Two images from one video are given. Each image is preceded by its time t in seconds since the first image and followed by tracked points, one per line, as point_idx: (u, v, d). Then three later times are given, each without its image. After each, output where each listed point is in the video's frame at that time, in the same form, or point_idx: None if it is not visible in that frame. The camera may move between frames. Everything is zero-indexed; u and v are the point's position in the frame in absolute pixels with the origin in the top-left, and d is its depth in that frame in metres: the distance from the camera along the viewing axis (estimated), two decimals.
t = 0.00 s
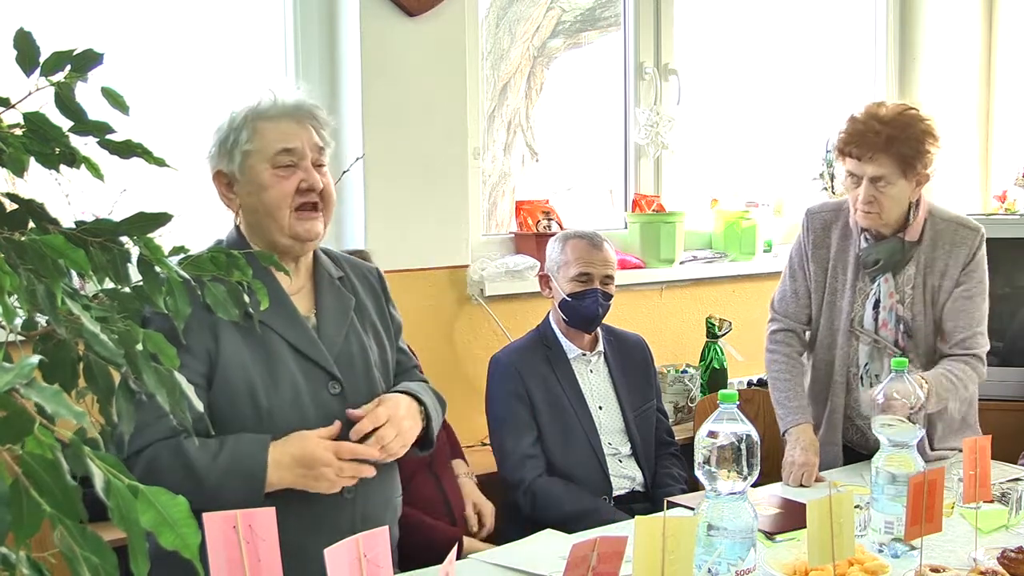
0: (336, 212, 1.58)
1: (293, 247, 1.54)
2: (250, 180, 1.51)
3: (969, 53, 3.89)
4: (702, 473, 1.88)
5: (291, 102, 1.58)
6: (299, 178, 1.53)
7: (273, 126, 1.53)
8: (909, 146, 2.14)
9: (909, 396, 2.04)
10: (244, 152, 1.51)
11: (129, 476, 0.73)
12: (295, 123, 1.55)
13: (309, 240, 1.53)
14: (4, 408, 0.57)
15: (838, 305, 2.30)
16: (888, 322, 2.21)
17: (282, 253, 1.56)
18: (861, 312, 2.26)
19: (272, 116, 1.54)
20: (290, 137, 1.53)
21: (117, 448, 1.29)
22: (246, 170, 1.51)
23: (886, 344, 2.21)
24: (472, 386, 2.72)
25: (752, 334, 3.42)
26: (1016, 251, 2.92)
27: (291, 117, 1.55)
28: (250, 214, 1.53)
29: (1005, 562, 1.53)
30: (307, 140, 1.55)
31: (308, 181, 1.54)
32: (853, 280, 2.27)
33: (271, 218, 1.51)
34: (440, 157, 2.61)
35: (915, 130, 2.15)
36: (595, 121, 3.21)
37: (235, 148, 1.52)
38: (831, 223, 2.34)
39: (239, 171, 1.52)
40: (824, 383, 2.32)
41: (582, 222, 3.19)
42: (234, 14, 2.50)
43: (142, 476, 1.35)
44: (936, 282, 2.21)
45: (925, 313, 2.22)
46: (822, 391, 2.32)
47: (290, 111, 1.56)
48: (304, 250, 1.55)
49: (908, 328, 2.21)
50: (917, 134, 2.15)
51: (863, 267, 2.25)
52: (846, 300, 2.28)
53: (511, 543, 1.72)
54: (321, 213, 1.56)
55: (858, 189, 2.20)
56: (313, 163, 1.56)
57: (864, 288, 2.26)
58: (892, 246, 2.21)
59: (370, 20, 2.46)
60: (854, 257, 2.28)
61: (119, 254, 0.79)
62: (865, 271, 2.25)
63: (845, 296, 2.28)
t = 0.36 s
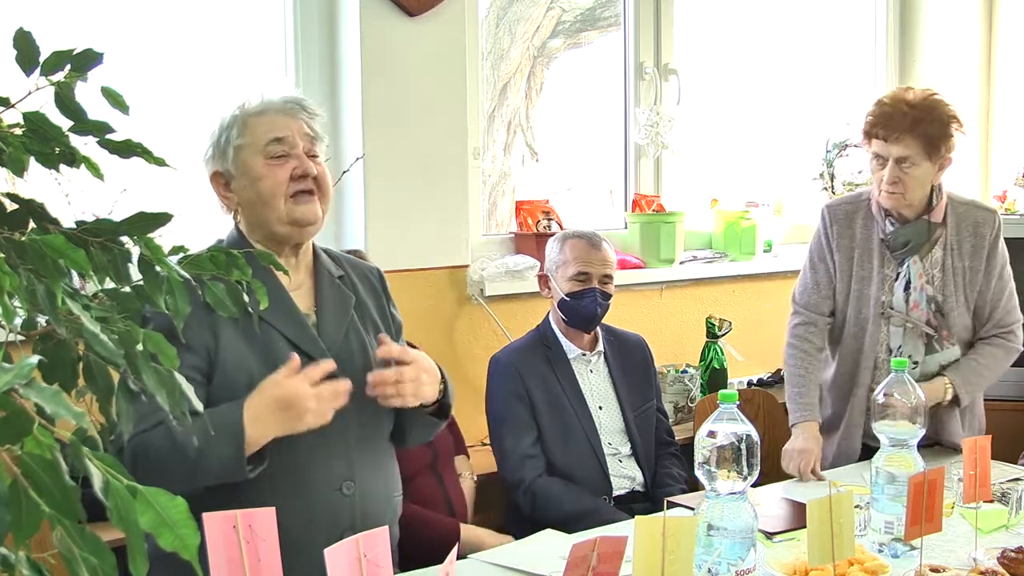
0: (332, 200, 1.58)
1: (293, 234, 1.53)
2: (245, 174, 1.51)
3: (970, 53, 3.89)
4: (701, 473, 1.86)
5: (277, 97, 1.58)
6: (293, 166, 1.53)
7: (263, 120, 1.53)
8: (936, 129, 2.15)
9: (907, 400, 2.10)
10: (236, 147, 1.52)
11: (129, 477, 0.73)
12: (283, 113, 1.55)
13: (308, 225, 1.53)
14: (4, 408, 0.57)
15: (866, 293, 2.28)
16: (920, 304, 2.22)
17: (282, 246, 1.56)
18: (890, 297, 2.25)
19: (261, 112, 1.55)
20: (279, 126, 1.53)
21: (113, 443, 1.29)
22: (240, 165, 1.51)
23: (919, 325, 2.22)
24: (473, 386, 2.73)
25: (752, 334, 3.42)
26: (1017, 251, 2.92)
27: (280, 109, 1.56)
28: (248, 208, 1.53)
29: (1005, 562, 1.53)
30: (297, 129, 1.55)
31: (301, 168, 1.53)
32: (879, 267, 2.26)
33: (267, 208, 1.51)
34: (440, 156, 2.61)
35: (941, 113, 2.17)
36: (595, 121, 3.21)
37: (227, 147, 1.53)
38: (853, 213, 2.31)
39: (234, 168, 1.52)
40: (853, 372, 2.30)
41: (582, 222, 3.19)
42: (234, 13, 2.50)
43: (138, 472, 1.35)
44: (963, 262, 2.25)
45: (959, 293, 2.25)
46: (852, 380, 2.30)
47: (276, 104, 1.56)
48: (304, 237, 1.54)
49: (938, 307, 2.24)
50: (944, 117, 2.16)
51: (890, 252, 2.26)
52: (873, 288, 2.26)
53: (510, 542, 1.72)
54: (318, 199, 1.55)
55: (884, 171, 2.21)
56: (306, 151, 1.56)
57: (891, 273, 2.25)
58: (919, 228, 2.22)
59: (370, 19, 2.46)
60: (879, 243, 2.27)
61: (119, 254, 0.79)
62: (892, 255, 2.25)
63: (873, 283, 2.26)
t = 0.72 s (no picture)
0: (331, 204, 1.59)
1: (291, 240, 1.54)
2: (245, 174, 1.51)
3: (970, 52, 3.88)
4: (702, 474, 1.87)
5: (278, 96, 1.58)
6: (294, 168, 1.53)
7: (264, 121, 1.53)
8: (954, 119, 2.21)
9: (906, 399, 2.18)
10: (236, 148, 1.51)
11: (129, 477, 0.73)
12: (284, 115, 1.55)
13: (307, 229, 1.54)
14: (4, 408, 0.57)
15: (883, 279, 2.32)
16: (938, 289, 2.28)
17: (280, 247, 1.56)
18: (908, 282, 2.30)
19: (261, 112, 1.55)
20: (280, 128, 1.53)
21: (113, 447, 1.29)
22: (239, 165, 1.51)
23: (938, 310, 2.27)
24: (473, 386, 2.73)
25: (752, 334, 3.42)
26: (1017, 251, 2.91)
27: (280, 109, 1.56)
28: (246, 209, 1.53)
29: (1004, 562, 1.53)
30: (297, 131, 1.55)
31: (302, 170, 1.54)
32: (896, 253, 2.30)
33: (267, 209, 1.51)
34: (440, 156, 2.61)
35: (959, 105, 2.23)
36: (595, 121, 3.21)
37: (227, 147, 1.53)
38: (871, 202, 2.36)
39: (233, 168, 1.52)
40: (869, 358, 2.35)
41: (582, 222, 3.19)
42: (235, 13, 2.50)
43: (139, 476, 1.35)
44: (979, 250, 2.32)
45: (976, 279, 2.31)
46: (867, 366, 2.35)
47: (276, 104, 1.56)
48: (302, 243, 1.55)
49: (955, 293, 2.29)
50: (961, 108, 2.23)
51: (906, 240, 2.29)
52: (890, 274, 2.31)
53: (510, 542, 1.72)
54: (317, 205, 1.57)
55: (902, 159, 2.27)
56: (306, 154, 1.56)
57: (908, 260, 2.30)
58: (937, 216, 2.27)
59: (371, 19, 2.46)
60: (895, 231, 2.31)
61: (120, 254, 0.79)
62: (909, 243, 2.29)
63: (889, 269, 2.31)
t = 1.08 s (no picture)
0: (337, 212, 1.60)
1: (299, 242, 1.55)
2: (251, 180, 1.51)
3: (970, 52, 3.88)
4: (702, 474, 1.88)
5: (284, 98, 1.57)
6: (302, 178, 1.53)
7: (272, 127, 1.53)
8: (959, 116, 2.24)
9: (903, 401, 2.18)
10: (244, 153, 1.51)
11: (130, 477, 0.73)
12: (290, 120, 1.55)
13: (315, 233, 1.55)
14: (4, 408, 0.57)
15: (887, 267, 2.34)
16: (943, 279, 2.29)
17: (280, 250, 1.57)
18: (912, 271, 2.31)
19: (268, 116, 1.54)
20: (290, 136, 1.53)
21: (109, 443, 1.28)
22: (246, 170, 1.51)
23: (942, 299, 2.28)
24: (473, 386, 2.72)
25: (752, 334, 3.42)
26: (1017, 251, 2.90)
27: (286, 114, 1.55)
28: (250, 214, 1.53)
29: (1005, 562, 1.53)
30: (305, 139, 1.55)
31: (310, 179, 1.54)
32: (900, 243, 2.32)
33: (274, 218, 1.52)
34: (440, 156, 2.61)
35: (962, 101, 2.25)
36: (595, 121, 3.21)
37: (233, 149, 1.52)
38: (875, 193, 2.38)
39: (239, 172, 1.51)
40: (874, 347, 2.36)
41: (582, 222, 3.19)
42: (235, 13, 2.50)
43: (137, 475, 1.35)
44: (984, 239, 2.35)
45: (980, 270, 2.32)
46: (872, 356, 2.36)
47: (282, 108, 1.56)
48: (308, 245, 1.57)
49: (960, 282, 2.31)
50: (964, 104, 2.25)
51: (912, 231, 2.31)
52: (894, 262, 2.32)
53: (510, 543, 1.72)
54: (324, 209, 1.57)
55: (907, 154, 2.29)
56: (312, 162, 1.57)
57: (913, 249, 2.31)
58: (942, 207, 2.28)
59: (370, 19, 2.46)
60: (900, 222, 2.33)
61: (120, 254, 0.79)
62: (914, 233, 2.31)
63: (894, 258, 2.32)
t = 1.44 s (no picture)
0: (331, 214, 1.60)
1: (292, 246, 1.56)
2: (247, 183, 1.51)
3: (970, 51, 3.88)
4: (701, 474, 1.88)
5: (281, 99, 1.57)
6: (297, 181, 1.53)
7: (268, 128, 1.53)
8: (962, 116, 2.24)
9: (902, 400, 2.18)
10: (240, 154, 1.51)
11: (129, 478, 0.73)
12: (286, 121, 1.55)
13: (308, 238, 1.55)
14: (3, 408, 0.57)
15: (891, 261, 2.33)
16: (947, 273, 2.29)
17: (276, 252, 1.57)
18: (916, 265, 2.31)
19: (263, 118, 1.54)
20: (286, 138, 1.53)
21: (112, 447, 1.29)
22: (242, 172, 1.51)
23: (946, 293, 2.29)
24: (473, 386, 2.72)
25: (752, 334, 3.42)
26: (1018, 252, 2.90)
27: (283, 115, 1.55)
28: (245, 216, 1.53)
29: (1005, 562, 1.53)
30: (301, 141, 1.55)
31: (306, 182, 1.54)
32: (904, 238, 2.32)
33: (270, 221, 1.52)
34: (440, 156, 2.61)
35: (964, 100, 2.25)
36: (595, 121, 3.21)
37: (228, 151, 1.52)
38: (878, 188, 2.37)
39: (234, 174, 1.51)
40: (878, 342, 2.35)
41: (582, 222, 3.19)
42: (235, 13, 2.50)
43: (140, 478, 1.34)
44: (985, 235, 2.36)
45: (982, 265, 2.33)
46: (876, 350, 2.36)
47: (279, 109, 1.55)
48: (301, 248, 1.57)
49: (964, 276, 2.31)
50: (966, 103, 2.25)
51: (915, 226, 2.32)
52: (898, 256, 2.32)
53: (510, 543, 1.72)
54: (319, 213, 1.57)
55: (910, 153, 2.30)
56: (308, 164, 1.57)
57: (917, 244, 2.31)
58: (946, 203, 2.29)
59: (370, 19, 2.46)
60: (904, 217, 2.33)
61: (119, 255, 0.79)
62: (918, 228, 2.31)
63: (898, 252, 2.32)
